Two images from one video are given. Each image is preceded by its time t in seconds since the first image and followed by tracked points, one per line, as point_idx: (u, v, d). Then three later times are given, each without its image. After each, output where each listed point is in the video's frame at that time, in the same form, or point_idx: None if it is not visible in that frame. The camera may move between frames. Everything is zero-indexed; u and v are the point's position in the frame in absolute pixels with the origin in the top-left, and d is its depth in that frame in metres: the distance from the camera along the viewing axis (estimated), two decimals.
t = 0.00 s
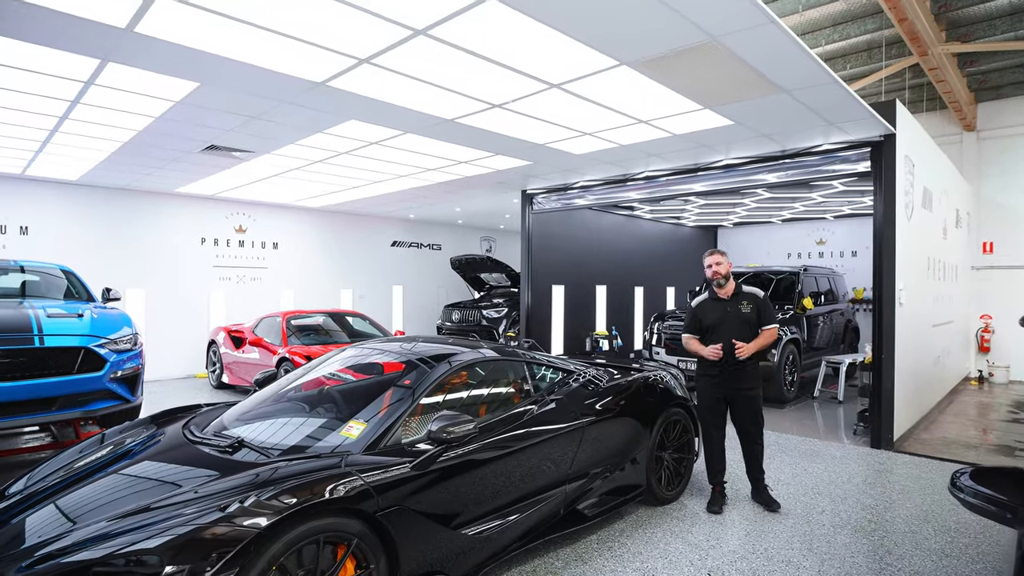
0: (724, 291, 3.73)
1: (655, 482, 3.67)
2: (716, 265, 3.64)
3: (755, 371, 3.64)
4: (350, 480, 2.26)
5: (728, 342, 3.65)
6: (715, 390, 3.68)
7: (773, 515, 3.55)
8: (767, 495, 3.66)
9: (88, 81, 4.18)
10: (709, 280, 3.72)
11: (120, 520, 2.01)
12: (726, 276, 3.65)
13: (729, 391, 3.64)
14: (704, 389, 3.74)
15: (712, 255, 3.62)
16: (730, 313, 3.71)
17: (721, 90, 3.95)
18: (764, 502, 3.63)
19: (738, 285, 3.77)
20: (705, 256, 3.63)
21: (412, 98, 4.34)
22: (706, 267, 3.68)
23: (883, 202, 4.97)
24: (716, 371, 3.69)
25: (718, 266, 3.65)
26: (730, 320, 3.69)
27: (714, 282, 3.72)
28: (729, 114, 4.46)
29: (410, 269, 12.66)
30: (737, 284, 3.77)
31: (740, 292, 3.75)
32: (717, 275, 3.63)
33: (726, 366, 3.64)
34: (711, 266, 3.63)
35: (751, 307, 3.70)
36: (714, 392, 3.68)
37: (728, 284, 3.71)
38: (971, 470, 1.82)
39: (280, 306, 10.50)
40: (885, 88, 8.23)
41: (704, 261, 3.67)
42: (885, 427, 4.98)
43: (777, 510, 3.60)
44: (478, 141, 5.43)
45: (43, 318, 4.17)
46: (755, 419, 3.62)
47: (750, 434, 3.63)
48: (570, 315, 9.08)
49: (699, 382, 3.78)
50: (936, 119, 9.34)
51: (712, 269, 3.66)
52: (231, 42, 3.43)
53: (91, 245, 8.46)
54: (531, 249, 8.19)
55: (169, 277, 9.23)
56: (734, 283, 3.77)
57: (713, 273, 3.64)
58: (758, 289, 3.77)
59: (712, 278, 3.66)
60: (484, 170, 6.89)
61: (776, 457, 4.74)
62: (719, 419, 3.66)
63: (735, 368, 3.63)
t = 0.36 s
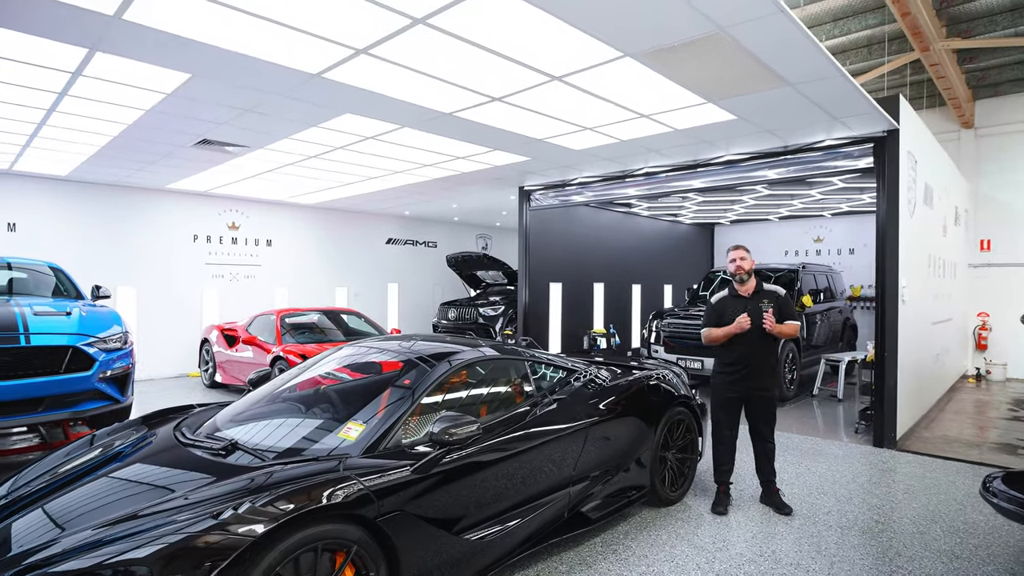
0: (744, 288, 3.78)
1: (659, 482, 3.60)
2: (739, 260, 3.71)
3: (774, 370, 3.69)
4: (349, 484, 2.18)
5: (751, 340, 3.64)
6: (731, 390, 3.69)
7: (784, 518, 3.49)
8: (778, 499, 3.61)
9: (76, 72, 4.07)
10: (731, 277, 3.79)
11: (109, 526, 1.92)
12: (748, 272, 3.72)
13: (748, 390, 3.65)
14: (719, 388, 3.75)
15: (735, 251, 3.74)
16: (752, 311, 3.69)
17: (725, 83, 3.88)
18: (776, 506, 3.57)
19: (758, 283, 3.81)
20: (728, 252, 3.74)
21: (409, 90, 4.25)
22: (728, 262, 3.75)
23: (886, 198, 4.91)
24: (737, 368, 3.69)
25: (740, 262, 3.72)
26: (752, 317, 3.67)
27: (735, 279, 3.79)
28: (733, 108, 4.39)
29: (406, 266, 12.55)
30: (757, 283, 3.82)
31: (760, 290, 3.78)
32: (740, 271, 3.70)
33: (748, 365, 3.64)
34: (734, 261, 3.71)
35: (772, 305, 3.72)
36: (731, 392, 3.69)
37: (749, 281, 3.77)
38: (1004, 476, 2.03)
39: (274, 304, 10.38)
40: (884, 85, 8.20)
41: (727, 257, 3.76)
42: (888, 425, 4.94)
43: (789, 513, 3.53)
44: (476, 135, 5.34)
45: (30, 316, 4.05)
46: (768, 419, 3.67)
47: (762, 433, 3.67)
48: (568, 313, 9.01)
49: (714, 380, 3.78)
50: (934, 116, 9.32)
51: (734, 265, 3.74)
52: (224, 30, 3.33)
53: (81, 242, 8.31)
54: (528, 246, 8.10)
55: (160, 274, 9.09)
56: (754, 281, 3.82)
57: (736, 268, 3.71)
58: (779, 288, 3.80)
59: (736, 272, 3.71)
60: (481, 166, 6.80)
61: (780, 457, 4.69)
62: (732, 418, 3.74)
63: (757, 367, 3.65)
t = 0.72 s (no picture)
0: (764, 285, 3.74)
1: (662, 484, 3.53)
2: (761, 256, 3.67)
3: (789, 370, 3.63)
4: (346, 491, 2.09)
5: (768, 338, 3.61)
6: (743, 389, 3.65)
7: (790, 520, 3.45)
8: (783, 501, 3.57)
9: (61, 62, 3.94)
10: (751, 272, 3.75)
11: (95, 536, 1.82)
12: (769, 269, 3.68)
13: (761, 389, 3.61)
14: (730, 387, 3.71)
15: (756, 247, 3.70)
16: (771, 309, 3.66)
17: (729, 77, 3.81)
18: (781, 508, 3.53)
19: (778, 282, 3.77)
20: (749, 247, 3.71)
21: (406, 84, 4.15)
22: (749, 257, 3.71)
23: (889, 195, 4.86)
24: (750, 366, 3.64)
25: (762, 258, 3.68)
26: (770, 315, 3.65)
27: (755, 275, 3.75)
28: (736, 103, 4.32)
29: (400, 264, 12.43)
30: (776, 281, 3.79)
31: (780, 289, 3.73)
32: (761, 267, 3.67)
33: (762, 364, 3.60)
34: (756, 256, 3.67)
35: (791, 305, 3.68)
36: (743, 391, 3.66)
37: (768, 278, 3.74)
38: None
39: (267, 302, 10.24)
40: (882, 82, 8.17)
41: (748, 252, 3.72)
42: (891, 424, 4.90)
43: (794, 515, 3.49)
44: (474, 131, 5.24)
45: (14, 315, 3.93)
46: (779, 419, 3.63)
47: (772, 433, 3.63)
48: (565, 311, 8.93)
49: (726, 378, 3.74)
50: (931, 113, 9.31)
51: (754, 260, 3.70)
52: (215, 20, 3.22)
53: (68, 239, 8.14)
54: (526, 244, 8.00)
55: (151, 272, 8.94)
56: (773, 279, 3.80)
57: (756, 263, 3.67)
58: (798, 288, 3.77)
59: (756, 268, 3.68)
60: (478, 162, 6.70)
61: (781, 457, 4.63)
62: (743, 419, 3.69)
63: (771, 366, 3.60)
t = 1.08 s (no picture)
0: (769, 282, 3.68)
1: (665, 485, 3.46)
2: (766, 253, 3.60)
3: (795, 369, 3.57)
4: (341, 497, 2.00)
5: (774, 336, 3.54)
6: (749, 389, 3.58)
7: (794, 522, 3.39)
8: (787, 502, 3.51)
9: (44, 51, 3.81)
10: (756, 269, 3.68)
11: (78, 544, 1.71)
12: (774, 266, 3.62)
13: (767, 387, 3.54)
14: (734, 386, 3.65)
15: (763, 243, 3.62)
16: (777, 306, 3.60)
17: (732, 69, 3.74)
18: (785, 509, 3.46)
19: (783, 279, 3.73)
20: (755, 243, 3.63)
21: (402, 75, 4.06)
22: (755, 253, 3.65)
23: (891, 191, 4.82)
24: (755, 364, 3.56)
25: (767, 255, 3.61)
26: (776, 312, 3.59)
27: (760, 271, 3.68)
28: (738, 97, 4.25)
29: (395, 262, 12.31)
30: (780, 277, 3.73)
31: (785, 285, 3.69)
32: (766, 263, 3.60)
33: (768, 362, 3.53)
34: (761, 252, 3.60)
35: (797, 302, 3.64)
36: (748, 390, 3.58)
37: (773, 275, 3.68)
38: None
39: (259, 300, 10.10)
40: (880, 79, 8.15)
41: (753, 248, 3.65)
42: (892, 423, 4.85)
43: (799, 517, 3.43)
44: (471, 125, 5.15)
45: None
46: (784, 418, 3.56)
47: (777, 432, 3.56)
48: (561, 309, 8.86)
49: (730, 377, 3.67)
50: (928, 111, 9.31)
51: (760, 257, 3.63)
52: (203, 7, 3.12)
53: (55, 236, 7.98)
54: (522, 242, 7.91)
55: (140, 270, 8.78)
56: (778, 276, 3.73)
57: (762, 260, 3.60)
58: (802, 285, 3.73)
59: (762, 265, 3.60)
60: (474, 158, 6.60)
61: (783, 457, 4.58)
62: (747, 419, 3.61)
63: (777, 364, 3.54)
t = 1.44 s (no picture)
0: (765, 278, 3.62)
1: (663, 485, 3.41)
2: (761, 248, 3.56)
3: (791, 366, 3.52)
4: (329, 501, 1.91)
5: (769, 332, 3.49)
6: (745, 386, 3.52)
7: (794, 521, 3.34)
8: (786, 501, 3.46)
9: (21, 39, 3.68)
10: (751, 264, 3.62)
11: (54, 552, 1.61)
12: (769, 261, 3.56)
13: (763, 385, 3.48)
14: (730, 384, 3.59)
15: (756, 238, 3.57)
16: (773, 302, 3.55)
17: (730, 62, 3.67)
18: (784, 508, 3.41)
19: (779, 274, 3.67)
20: (749, 239, 3.57)
21: (394, 66, 3.97)
22: (749, 249, 3.59)
23: (888, 187, 4.78)
24: (751, 361, 3.50)
25: (762, 250, 3.56)
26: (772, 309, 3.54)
27: (756, 267, 3.62)
28: (735, 91, 4.19)
29: (386, 260, 12.18)
30: (777, 273, 3.67)
31: (781, 281, 3.63)
32: (761, 259, 3.54)
33: (764, 359, 3.47)
34: (756, 248, 3.55)
35: (794, 297, 3.59)
36: (743, 388, 3.53)
37: (769, 270, 3.61)
38: None
39: (248, 298, 9.95)
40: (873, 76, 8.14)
41: (747, 243, 3.60)
42: (888, 420, 4.83)
43: (798, 516, 3.38)
44: (464, 119, 5.06)
45: None
46: (781, 416, 3.52)
47: (774, 430, 3.51)
48: (554, 307, 8.79)
49: (726, 375, 3.61)
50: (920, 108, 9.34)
51: (754, 253, 3.58)
52: None
53: (37, 232, 7.79)
54: (514, 239, 7.82)
55: (126, 267, 8.61)
56: (774, 271, 3.67)
57: (757, 256, 3.56)
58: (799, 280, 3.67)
59: (757, 261, 3.56)
60: (467, 153, 6.51)
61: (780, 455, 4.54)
62: (744, 418, 3.56)
63: (773, 362, 3.47)
